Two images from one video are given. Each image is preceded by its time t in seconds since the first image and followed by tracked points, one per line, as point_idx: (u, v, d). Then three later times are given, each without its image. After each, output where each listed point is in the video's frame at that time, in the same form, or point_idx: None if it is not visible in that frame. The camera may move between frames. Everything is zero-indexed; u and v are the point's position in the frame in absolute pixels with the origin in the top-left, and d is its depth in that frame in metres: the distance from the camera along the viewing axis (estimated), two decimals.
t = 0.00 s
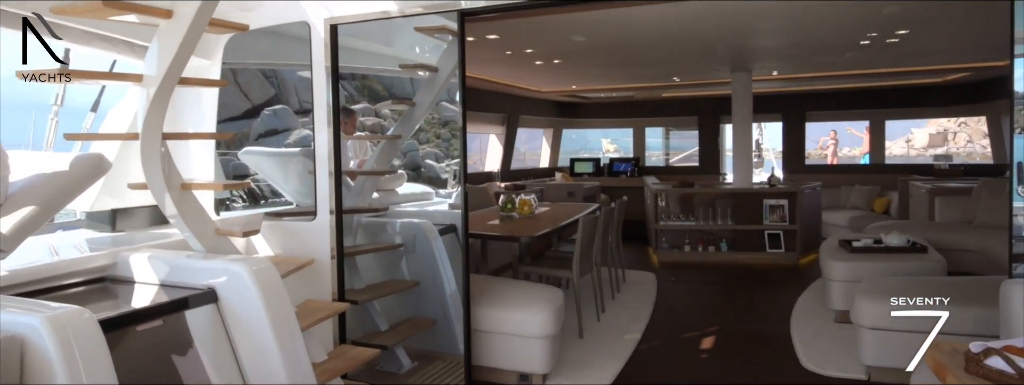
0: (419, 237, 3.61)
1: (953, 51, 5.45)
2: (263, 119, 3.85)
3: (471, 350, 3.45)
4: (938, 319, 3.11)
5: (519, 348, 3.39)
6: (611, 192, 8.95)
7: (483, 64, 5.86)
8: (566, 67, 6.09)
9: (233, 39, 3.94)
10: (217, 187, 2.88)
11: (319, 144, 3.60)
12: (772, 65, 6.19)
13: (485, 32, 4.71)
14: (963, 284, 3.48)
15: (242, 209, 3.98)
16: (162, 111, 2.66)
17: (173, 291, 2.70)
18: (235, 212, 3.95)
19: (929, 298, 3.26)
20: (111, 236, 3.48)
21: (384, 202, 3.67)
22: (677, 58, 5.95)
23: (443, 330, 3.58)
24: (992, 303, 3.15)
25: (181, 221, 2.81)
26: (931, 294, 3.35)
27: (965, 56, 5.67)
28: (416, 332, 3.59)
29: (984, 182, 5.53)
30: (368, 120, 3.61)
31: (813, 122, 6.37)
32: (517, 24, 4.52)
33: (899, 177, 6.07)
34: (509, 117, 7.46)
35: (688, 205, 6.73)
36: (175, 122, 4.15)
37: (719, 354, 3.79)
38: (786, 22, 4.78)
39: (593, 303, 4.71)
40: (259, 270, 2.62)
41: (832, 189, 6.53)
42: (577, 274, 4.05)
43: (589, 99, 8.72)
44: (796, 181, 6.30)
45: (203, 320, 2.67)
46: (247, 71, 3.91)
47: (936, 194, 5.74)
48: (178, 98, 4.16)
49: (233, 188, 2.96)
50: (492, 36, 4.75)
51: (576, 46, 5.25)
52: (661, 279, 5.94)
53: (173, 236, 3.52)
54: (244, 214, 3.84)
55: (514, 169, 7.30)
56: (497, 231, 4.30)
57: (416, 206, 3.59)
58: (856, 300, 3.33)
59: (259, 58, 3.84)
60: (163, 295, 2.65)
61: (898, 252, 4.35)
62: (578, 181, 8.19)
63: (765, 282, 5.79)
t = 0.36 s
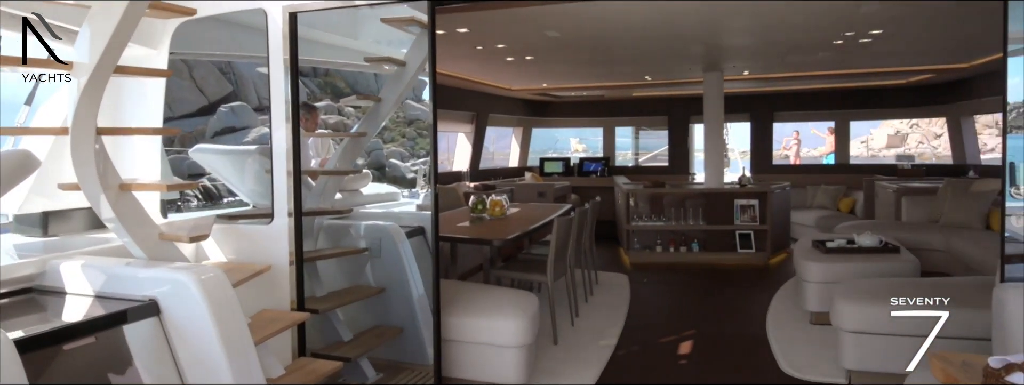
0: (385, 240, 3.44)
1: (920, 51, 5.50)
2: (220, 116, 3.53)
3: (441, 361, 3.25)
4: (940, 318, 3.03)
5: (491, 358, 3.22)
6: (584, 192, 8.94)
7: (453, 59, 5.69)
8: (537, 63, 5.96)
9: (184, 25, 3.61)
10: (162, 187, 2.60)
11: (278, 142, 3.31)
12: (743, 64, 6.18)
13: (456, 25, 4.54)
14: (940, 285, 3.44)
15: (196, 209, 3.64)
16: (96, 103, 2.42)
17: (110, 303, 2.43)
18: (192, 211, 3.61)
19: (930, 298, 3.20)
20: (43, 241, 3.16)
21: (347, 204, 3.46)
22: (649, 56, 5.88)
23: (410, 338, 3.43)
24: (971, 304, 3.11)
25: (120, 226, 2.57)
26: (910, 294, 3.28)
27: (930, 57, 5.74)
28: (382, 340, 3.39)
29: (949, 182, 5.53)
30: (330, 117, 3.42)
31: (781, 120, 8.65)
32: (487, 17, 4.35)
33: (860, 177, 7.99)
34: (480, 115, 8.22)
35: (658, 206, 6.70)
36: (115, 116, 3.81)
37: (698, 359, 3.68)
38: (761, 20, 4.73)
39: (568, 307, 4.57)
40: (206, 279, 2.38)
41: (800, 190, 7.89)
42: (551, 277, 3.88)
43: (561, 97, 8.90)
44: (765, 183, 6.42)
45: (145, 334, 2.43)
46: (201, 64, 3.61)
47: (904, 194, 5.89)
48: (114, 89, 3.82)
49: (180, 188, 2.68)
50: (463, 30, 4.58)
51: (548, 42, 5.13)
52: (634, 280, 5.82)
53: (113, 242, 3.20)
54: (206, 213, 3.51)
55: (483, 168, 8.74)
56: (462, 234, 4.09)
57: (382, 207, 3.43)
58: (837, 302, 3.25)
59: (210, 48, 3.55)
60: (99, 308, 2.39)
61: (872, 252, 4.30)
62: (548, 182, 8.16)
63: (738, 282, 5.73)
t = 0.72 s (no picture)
0: (348, 248, 3.31)
1: (886, 52, 5.55)
2: (175, 117, 3.23)
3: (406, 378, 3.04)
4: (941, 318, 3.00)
5: (461, 374, 3.03)
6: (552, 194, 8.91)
7: (419, 57, 5.50)
8: (507, 62, 5.81)
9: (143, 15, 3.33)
10: (92, 194, 2.33)
11: (228, 143, 2.97)
12: (714, 64, 6.14)
13: (421, 21, 4.35)
14: (918, 288, 3.38)
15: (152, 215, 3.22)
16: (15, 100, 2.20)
17: (32, 324, 2.16)
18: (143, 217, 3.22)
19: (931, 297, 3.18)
20: None
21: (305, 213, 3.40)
22: (620, 55, 5.78)
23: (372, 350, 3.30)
24: (951, 308, 3.07)
25: (46, 240, 2.31)
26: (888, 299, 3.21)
27: (895, 58, 5.79)
28: (344, 355, 3.20)
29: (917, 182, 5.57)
30: (291, 119, 3.31)
31: (748, 121, 8.68)
32: (456, 13, 4.18)
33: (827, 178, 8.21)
34: (446, 116, 8.01)
35: (628, 208, 6.64)
36: (43, 114, 3.27)
37: (675, 368, 3.55)
38: (734, 20, 4.68)
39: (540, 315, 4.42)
40: (142, 295, 2.15)
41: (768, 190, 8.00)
42: (523, 285, 3.71)
43: (529, 97, 8.78)
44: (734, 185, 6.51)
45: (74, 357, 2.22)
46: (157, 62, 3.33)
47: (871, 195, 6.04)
48: (38, 85, 3.23)
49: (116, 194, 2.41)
50: (429, 26, 4.41)
51: (518, 40, 4.98)
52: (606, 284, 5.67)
53: (38, 258, 2.83)
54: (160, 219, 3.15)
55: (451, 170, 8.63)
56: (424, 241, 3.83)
57: (343, 212, 3.36)
58: (817, 306, 3.18)
59: (159, 43, 3.31)
60: (20, 330, 2.08)
61: (848, 253, 4.25)
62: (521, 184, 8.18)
63: (711, 284, 5.67)
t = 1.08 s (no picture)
0: (305, 254, 3.14)
1: (860, 52, 5.52)
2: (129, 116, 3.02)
3: None
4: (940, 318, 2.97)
5: None
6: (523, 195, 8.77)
7: (386, 53, 5.26)
8: (478, 59, 5.62)
9: (102, 10, 3.25)
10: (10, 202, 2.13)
11: (170, 142, 2.70)
12: (689, 64, 6.05)
13: (387, 14, 4.12)
14: (902, 294, 3.30)
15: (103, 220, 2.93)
16: None
17: None
18: (91, 220, 2.92)
19: (929, 298, 3.24)
20: None
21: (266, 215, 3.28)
22: (594, 54, 5.63)
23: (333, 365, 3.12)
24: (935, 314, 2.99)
25: None
26: (874, 306, 3.11)
27: (868, 58, 5.78)
28: (302, 372, 2.97)
29: (889, 184, 5.55)
30: (253, 118, 3.31)
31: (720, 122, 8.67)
32: (424, 6, 3.97)
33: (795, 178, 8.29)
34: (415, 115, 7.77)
35: (600, 210, 6.50)
36: None
37: (653, 379, 3.40)
38: (712, 18, 4.58)
39: (512, 323, 4.23)
40: (60, 315, 1.92)
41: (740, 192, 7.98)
42: (495, 293, 3.52)
43: (500, 97, 8.59)
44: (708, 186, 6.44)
45: None
46: (111, 58, 3.23)
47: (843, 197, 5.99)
48: None
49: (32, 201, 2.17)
50: (396, 20, 4.18)
51: (491, 36, 4.80)
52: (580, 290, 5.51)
53: None
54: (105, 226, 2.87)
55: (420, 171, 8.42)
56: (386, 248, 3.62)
57: (302, 216, 3.25)
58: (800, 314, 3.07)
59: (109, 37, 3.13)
60: None
61: (825, 257, 4.17)
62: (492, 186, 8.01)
63: (687, 288, 5.56)
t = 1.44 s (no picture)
0: (259, 263, 2.95)
1: (836, 54, 5.49)
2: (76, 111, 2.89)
3: None
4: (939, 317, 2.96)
5: None
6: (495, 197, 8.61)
7: (353, 48, 5.02)
8: (450, 56, 5.43)
9: (43, 6, 3.18)
10: None
11: (102, 139, 2.42)
12: (665, 64, 5.95)
13: (352, 5, 3.89)
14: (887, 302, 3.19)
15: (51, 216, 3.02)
16: None
17: None
18: (42, 224, 2.98)
19: (930, 298, 3.30)
20: None
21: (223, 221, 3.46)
22: (569, 52, 5.48)
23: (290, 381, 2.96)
24: (921, 322, 2.89)
25: None
26: (861, 315, 2.99)
27: (844, 60, 5.75)
28: None
29: (863, 187, 5.52)
30: (216, 116, 3.35)
31: (694, 124, 8.62)
32: None
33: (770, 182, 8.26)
34: (385, 113, 7.53)
35: (574, 212, 6.30)
36: None
37: None
38: (691, 17, 4.46)
39: (483, 332, 4.05)
40: None
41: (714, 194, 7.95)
42: (466, 303, 3.32)
43: (473, 96, 8.40)
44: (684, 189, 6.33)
45: None
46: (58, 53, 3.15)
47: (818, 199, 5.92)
48: None
49: None
50: (362, 11, 3.94)
51: (463, 32, 4.61)
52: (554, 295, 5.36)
53: None
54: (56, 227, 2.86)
55: (390, 172, 8.20)
56: (349, 256, 3.38)
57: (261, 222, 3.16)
58: (786, 323, 2.96)
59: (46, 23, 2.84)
60: None
61: (805, 262, 4.06)
62: (464, 187, 7.82)
63: (662, 292, 5.45)
